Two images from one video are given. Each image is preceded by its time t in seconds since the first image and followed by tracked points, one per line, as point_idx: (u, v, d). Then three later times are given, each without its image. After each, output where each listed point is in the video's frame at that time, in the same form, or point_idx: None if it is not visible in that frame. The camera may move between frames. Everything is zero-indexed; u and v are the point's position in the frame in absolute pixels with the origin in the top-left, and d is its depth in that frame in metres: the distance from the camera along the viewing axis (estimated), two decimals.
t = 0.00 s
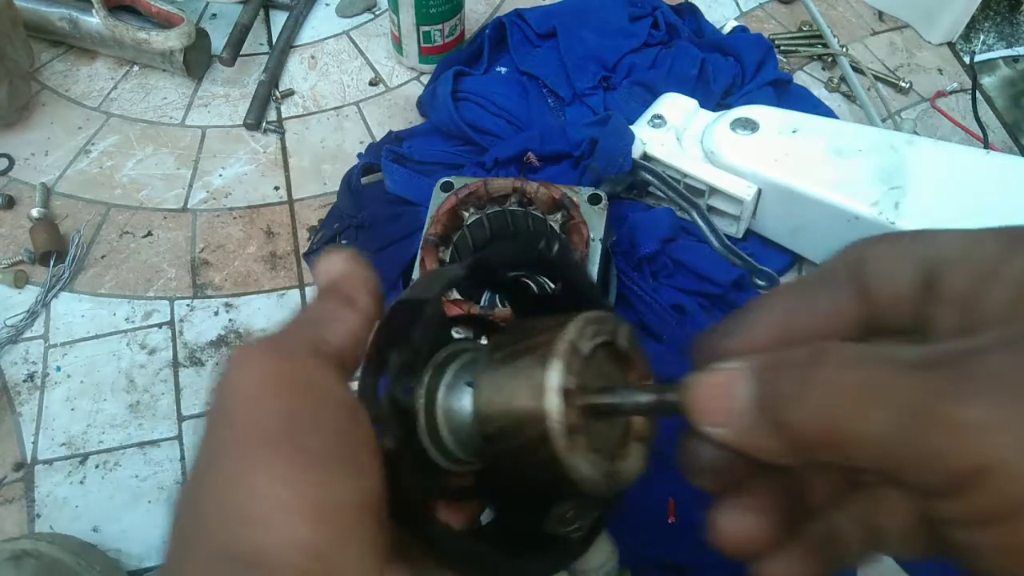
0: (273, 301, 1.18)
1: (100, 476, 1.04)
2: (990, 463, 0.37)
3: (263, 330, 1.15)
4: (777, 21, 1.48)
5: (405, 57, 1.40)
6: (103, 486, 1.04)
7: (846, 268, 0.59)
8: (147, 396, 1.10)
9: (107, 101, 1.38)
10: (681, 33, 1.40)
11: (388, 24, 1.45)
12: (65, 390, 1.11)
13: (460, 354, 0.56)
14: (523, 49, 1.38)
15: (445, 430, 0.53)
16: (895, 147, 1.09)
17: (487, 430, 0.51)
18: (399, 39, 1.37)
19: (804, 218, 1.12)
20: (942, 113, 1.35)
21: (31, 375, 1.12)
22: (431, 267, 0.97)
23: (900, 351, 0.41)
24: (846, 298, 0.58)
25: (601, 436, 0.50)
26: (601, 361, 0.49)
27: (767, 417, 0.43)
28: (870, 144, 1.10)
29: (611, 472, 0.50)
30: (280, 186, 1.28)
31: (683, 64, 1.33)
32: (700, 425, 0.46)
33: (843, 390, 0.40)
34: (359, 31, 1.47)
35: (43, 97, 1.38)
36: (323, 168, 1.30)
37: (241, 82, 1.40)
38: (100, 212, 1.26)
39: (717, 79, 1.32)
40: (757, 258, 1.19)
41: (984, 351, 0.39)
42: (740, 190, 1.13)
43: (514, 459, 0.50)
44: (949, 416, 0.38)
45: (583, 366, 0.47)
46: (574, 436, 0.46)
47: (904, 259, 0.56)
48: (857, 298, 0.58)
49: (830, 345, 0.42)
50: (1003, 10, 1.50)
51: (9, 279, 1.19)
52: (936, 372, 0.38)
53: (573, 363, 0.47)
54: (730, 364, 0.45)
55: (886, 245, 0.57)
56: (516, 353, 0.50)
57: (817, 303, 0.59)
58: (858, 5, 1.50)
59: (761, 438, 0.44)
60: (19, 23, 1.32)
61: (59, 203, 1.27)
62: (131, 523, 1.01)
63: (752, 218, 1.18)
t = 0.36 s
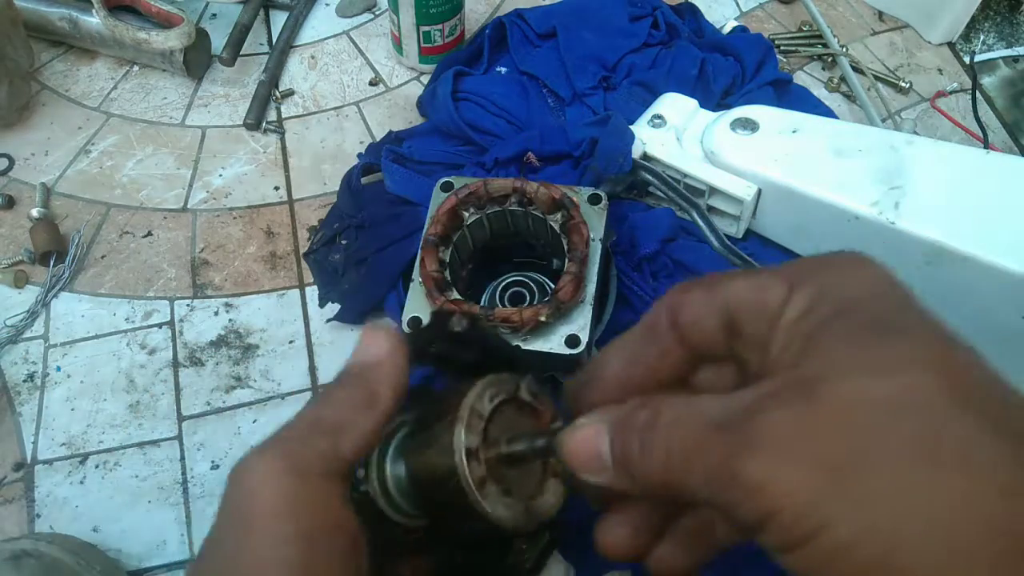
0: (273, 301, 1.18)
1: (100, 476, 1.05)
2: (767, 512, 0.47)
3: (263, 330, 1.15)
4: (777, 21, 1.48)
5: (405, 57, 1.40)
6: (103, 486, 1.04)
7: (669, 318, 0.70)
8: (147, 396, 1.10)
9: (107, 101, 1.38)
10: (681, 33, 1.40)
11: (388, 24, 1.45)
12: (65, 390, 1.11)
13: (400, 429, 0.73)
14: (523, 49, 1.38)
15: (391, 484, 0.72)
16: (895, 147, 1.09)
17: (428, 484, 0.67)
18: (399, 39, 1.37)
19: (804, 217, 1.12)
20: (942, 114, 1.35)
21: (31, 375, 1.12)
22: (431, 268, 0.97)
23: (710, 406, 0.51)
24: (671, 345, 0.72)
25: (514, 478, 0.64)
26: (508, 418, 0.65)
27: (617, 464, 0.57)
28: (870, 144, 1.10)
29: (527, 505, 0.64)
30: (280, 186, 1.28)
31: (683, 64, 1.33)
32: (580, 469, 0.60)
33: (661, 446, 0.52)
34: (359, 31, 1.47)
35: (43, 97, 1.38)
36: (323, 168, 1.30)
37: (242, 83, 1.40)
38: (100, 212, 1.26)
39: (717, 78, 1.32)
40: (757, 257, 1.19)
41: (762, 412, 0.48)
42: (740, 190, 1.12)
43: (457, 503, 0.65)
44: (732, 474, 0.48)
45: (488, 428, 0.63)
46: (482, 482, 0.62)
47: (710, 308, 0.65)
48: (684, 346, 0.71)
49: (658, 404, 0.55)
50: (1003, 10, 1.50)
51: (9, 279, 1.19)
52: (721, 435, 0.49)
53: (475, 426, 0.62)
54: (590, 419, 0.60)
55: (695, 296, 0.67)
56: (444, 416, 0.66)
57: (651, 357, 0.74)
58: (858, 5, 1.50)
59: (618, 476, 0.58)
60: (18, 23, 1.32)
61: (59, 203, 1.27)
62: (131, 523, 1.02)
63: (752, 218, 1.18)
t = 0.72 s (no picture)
0: (273, 301, 1.18)
1: (100, 476, 1.05)
2: (777, 527, 0.53)
3: (263, 330, 1.15)
4: (777, 21, 1.48)
5: (405, 57, 1.40)
6: (103, 486, 1.04)
7: (693, 339, 0.74)
8: (147, 396, 1.10)
9: (107, 101, 1.38)
10: (681, 33, 1.40)
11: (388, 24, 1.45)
12: (65, 390, 1.11)
13: (418, 421, 0.73)
14: (523, 49, 1.39)
15: (406, 482, 0.70)
16: (895, 147, 1.09)
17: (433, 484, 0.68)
18: (399, 39, 1.37)
19: (804, 217, 1.12)
20: (942, 114, 1.35)
21: (31, 375, 1.12)
22: (431, 268, 0.97)
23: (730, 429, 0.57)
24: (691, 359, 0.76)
25: (529, 476, 0.68)
26: (516, 418, 0.67)
27: (639, 470, 0.63)
28: (870, 144, 1.10)
29: (543, 500, 0.68)
30: (280, 186, 1.28)
31: (683, 64, 1.33)
32: (610, 477, 0.66)
33: (686, 459, 0.58)
34: (359, 31, 1.47)
35: (43, 97, 1.38)
36: (323, 168, 1.30)
37: (242, 82, 1.40)
38: (100, 212, 1.26)
39: (717, 78, 1.32)
40: (757, 257, 1.19)
41: (783, 436, 0.54)
42: (740, 189, 1.12)
43: (466, 501, 0.66)
44: (749, 491, 0.53)
45: (501, 435, 0.65)
46: (505, 488, 0.65)
47: (733, 336, 0.70)
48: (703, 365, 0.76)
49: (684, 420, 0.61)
50: (1003, 10, 1.50)
51: (9, 279, 1.19)
52: (742, 453, 0.55)
53: (490, 436, 0.65)
54: (624, 428, 0.65)
55: (721, 320, 0.71)
56: (450, 420, 0.68)
57: (668, 369, 0.78)
58: (858, 5, 1.50)
59: (637, 485, 0.64)
60: (18, 22, 1.32)
61: (59, 203, 1.27)
62: (131, 523, 1.01)
63: (752, 217, 1.18)
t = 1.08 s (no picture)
0: (273, 301, 1.18)
1: (100, 476, 1.05)
2: None
3: (263, 330, 1.15)
4: (777, 21, 1.48)
5: (405, 57, 1.40)
6: (104, 486, 1.04)
7: (688, 381, 0.72)
8: (147, 396, 1.10)
9: (107, 101, 1.38)
10: (681, 33, 1.40)
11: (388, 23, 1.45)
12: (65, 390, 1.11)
13: (412, 435, 0.75)
14: (523, 49, 1.39)
15: (399, 501, 0.72)
16: (895, 146, 1.09)
17: (426, 509, 0.71)
18: (399, 39, 1.37)
19: (805, 218, 1.12)
20: (942, 114, 1.35)
21: (31, 374, 1.12)
22: (431, 267, 0.97)
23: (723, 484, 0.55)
24: (685, 402, 0.73)
25: (521, 501, 0.69)
26: (506, 444, 0.69)
27: (630, 513, 0.61)
28: (870, 144, 1.10)
29: (536, 526, 0.69)
30: (280, 186, 1.28)
31: (683, 64, 1.33)
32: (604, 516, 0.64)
33: (676, 514, 0.56)
34: (359, 31, 1.47)
35: (43, 97, 1.38)
36: (323, 168, 1.30)
37: (242, 82, 1.40)
38: (100, 212, 1.26)
39: (717, 78, 1.32)
40: (756, 258, 1.20)
41: (773, 507, 0.51)
42: (740, 189, 1.12)
43: (460, 526, 0.69)
44: (735, 565, 0.51)
45: (490, 464, 0.67)
46: (495, 518, 0.67)
47: (728, 379, 0.68)
48: (698, 409, 0.73)
49: (678, 472, 0.58)
50: (1003, 10, 1.50)
51: (9, 279, 1.19)
52: (731, 520, 0.52)
53: (478, 466, 0.66)
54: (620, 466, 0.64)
55: (717, 363, 0.68)
56: (441, 446, 0.69)
57: (660, 412, 0.76)
58: (858, 4, 1.50)
59: (629, 527, 0.62)
60: (18, 22, 1.32)
61: (60, 202, 1.27)
62: (131, 522, 1.02)
63: (752, 217, 1.18)
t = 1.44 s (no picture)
0: (273, 301, 1.18)
1: (100, 476, 1.05)
2: (769, 552, 0.53)
3: (263, 330, 1.15)
4: (777, 21, 1.48)
5: (405, 57, 1.40)
6: (103, 486, 1.04)
7: (691, 355, 0.73)
8: (147, 396, 1.10)
9: (108, 101, 1.38)
10: (681, 33, 1.40)
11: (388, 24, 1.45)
12: (65, 390, 1.11)
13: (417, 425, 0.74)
14: (523, 50, 1.39)
15: (405, 487, 0.70)
16: (895, 147, 1.09)
17: (434, 489, 0.69)
18: (399, 39, 1.37)
19: (804, 217, 1.12)
20: (942, 113, 1.35)
21: (31, 374, 1.12)
22: (431, 267, 0.97)
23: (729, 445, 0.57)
24: (689, 375, 0.75)
25: (526, 482, 0.69)
26: (513, 425, 0.69)
27: (639, 480, 0.63)
28: (870, 144, 1.10)
29: (541, 506, 0.69)
30: (280, 186, 1.28)
31: (683, 64, 1.33)
32: (615, 485, 0.66)
33: (682, 476, 0.58)
34: (359, 31, 1.47)
35: (43, 97, 1.38)
36: (323, 168, 1.30)
37: (242, 83, 1.40)
38: (100, 212, 1.26)
39: (717, 78, 1.32)
40: (756, 258, 1.20)
41: (773, 463, 0.54)
42: (740, 189, 1.12)
43: (464, 507, 0.68)
44: (738, 517, 0.54)
45: (498, 442, 0.66)
46: (503, 495, 0.66)
47: (731, 350, 0.69)
48: (702, 381, 0.75)
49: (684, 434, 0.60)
50: (1003, 10, 1.50)
51: (9, 279, 1.19)
52: (733, 478, 0.55)
53: (487, 443, 0.66)
54: (628, 436, 0.66)
55: (719, 333, 0.70)
56: (449, 425, 0.69)
57: (665, 384, 0.77)
58: (858, 5, 1.50)
59: (639, 494, 0.64)
60: (18, 23, 1.32)
61: (59, 203, 1.27)
62: (131, 523, 1.02)
63: (752, 217, 1.18)
